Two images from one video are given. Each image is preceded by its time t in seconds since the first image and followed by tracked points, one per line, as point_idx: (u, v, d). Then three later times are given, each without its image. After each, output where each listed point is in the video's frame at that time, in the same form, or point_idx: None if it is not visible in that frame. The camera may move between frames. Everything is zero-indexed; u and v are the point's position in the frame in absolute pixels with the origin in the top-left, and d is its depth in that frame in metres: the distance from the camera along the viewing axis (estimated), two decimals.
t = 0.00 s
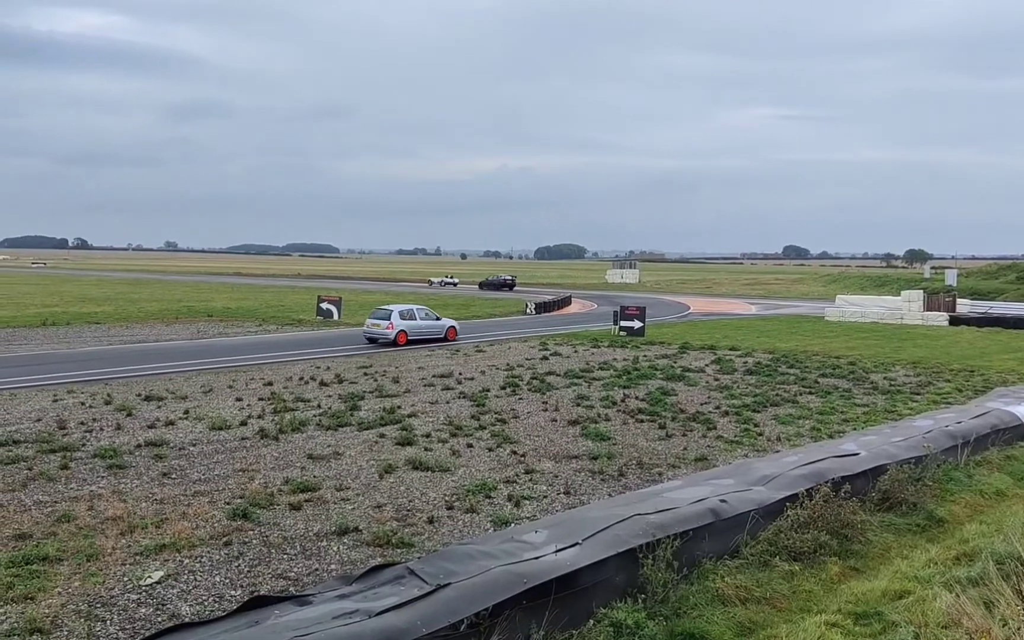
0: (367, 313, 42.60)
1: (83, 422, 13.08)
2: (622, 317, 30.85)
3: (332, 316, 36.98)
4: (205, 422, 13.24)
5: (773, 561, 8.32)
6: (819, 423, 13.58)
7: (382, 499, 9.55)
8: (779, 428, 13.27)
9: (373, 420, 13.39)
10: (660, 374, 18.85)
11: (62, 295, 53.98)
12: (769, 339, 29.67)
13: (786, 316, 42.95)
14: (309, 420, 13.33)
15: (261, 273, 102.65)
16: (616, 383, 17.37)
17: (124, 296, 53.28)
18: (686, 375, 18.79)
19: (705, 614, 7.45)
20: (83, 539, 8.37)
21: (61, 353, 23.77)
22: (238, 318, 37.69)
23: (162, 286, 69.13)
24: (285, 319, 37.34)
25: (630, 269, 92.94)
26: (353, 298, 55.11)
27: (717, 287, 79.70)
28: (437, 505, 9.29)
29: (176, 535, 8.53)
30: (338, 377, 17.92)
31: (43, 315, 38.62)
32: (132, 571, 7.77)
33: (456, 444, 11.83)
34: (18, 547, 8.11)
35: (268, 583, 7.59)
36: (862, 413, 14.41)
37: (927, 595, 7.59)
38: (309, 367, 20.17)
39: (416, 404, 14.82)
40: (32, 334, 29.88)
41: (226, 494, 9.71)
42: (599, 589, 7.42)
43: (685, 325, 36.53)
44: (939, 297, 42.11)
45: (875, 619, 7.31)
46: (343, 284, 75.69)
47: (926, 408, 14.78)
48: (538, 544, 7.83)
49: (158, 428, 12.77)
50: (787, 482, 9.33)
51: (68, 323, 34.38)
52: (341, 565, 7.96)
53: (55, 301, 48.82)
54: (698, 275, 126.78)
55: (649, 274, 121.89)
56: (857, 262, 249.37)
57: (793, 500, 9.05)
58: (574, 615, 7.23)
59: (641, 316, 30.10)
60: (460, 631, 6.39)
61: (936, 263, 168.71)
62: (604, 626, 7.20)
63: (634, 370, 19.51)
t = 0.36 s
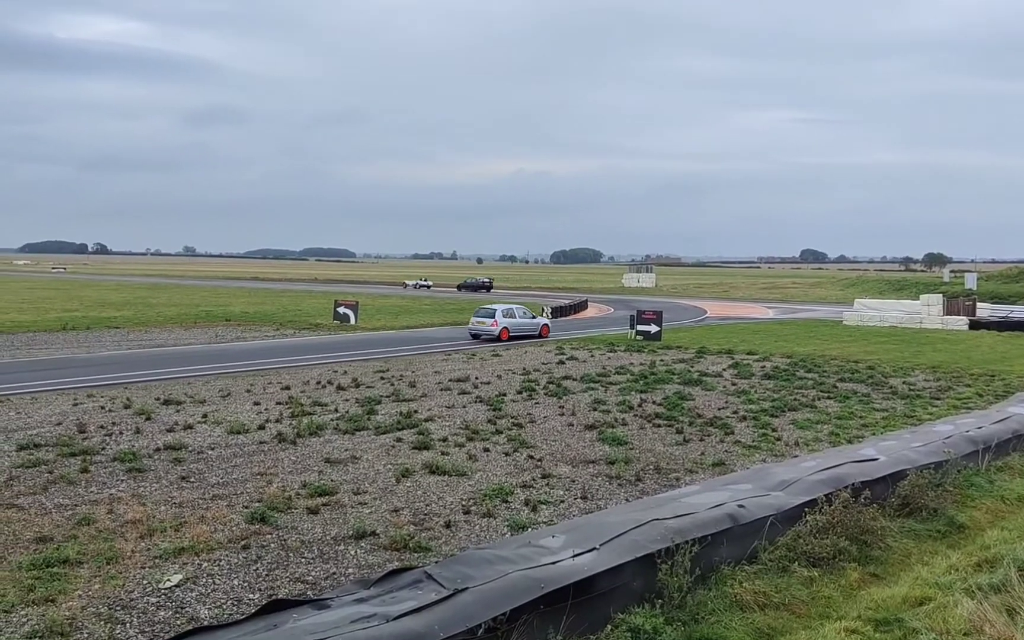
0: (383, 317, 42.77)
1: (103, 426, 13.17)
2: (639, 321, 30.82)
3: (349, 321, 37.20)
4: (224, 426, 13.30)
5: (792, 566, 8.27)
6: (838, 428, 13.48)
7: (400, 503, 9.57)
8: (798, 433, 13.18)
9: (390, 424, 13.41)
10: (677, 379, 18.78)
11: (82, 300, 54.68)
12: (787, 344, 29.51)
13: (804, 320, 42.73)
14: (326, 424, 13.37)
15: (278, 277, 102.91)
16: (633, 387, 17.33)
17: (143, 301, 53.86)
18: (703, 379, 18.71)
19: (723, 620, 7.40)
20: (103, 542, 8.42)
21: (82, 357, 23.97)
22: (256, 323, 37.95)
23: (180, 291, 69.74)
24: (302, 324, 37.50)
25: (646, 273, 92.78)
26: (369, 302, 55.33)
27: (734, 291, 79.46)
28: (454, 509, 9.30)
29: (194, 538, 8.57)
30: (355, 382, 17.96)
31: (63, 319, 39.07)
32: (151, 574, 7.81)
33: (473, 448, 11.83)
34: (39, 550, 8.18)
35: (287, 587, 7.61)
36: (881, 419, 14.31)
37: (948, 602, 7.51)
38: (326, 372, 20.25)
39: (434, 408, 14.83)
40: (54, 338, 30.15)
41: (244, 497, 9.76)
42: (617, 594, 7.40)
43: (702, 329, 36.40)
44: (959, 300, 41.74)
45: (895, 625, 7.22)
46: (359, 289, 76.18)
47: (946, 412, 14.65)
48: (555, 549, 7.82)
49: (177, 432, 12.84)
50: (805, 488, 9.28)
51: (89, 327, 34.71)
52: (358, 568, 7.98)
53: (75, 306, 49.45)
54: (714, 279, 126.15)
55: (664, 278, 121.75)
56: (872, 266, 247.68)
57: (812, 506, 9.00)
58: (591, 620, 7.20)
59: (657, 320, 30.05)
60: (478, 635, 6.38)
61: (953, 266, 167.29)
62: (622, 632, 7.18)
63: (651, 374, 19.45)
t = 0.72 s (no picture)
0: (401, 320, 42.88)
1: (124, 429, 13.28)
2: (657, 325, 30.77)
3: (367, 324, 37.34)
4: (244, 429, 13.35)
5: (813, 572, 8.22)
6: (859, 432, 13.38)
7: (418, 506, 9.59)
8: (818, 437, 13.09)
9: (409, 428, 13.42)
10: (696, 383, 18.71)
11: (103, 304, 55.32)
12: (806, 347, 29.33)
13: (823, 323, 42.46)
14: (345, 428, 13.39)
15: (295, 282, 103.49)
16: (651, 391, 17.27)
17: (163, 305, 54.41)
18: (722, 383, 18.64)
19: (742, 625, 7.35)
20: (124, 544, 8.49)
21: (103, 361, 24.19)
22: (275, 327, 38.20)
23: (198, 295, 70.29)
24: (321, 327, 37.68)
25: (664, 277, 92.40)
26: (386, 306, 55.49)
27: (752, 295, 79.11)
28: (473, 513, 9.30)
29: (215, 541, 8.62)
30: (373, 386, 17.99)
31: (83, 323, 39.45)
32: (172, 576, 7.87)
33: (492, 452, 11.84)
34: (62, 552, 8.25)
35: (306, 590, 7.64)
36: (903, 423, 14.20)
37: (972, 608, 7.44)
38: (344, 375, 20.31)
39: (452, 412, 14.85)
40: (76, 342, 30.46)
41: (264, 500, 9.80)
42: (636, 599, 7.37)
43: (720, 333, 36.26)
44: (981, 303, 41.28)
45: (918, 631, 7.15)
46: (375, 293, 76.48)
47: (969, 417, 14.52)
48: (574, 553, 7.80)
49: (197, 435, 12.90)
50: (825, 492, 9.22)
51: (110, 331, 35.04)
52: (377, 572, 7.99)
53: (96, 310, 49.95)
54: (730, 282, 125.62)
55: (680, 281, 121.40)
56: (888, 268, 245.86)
57: (832, 510, 8.95)
58: (610, 625, 7.18)
59: (675, 324, 29.98)
60: None
61: (971, 268, 165.68)
62: (641, 637, 7.15)
63: (670, 378, 19.38)
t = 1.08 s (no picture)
0: (420, 323, 43.00)
1: (147, 432, 13.38)
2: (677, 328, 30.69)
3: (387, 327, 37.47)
4: (265, 432, 13.42)
5: (835, 576, 8.16)
6: (882, 436, 13.27)
7: (439, 509, 9.62)
8: (840, 441, 13.00)
9: (429, 431, 13.45)
10: (717, 386, 18.62)
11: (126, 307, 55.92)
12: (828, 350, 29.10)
13: (845, 327, 42.12)
14: (366, 431, 13.44)
15: (313, 285, 104.09)
16: (672, 394, 17.21)
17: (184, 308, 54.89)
18: (743, 387, 18.55)
19: (765, 630, 7.30)
20: (147, 546, 8.56)
21: (127, 363, 24.43)
22: (296, 329, 38.45)
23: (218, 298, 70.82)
24: (340, 331, 37.85)
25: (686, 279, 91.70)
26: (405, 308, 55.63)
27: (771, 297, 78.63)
28: (493, 516, 9.31)
29: (236, 543, 8.67)
30: (393, 388, 18.04)
31: (107, 326, 39.87)
32: (195, 577, 7.92)
33: (512, 455, 11.85)
34: (86, 553, 8.33)
35: (327, 592, 7.67)
36: (926, 427, 14.07)
37: (998, 614, 7.36)
38: (365, 378, 20.36)
39: (473, 415, 14.86)
40: (100, 344, 30.78)
41: (285, 503, 9.85)
42: (657, 603, 7.34)
43: (740, 337, 36.05)
44: (1007, 306, 40.79)
45: (943, 637, 7.08)
46: (393, 295, 76.77)
47: (994, 421, 14.36)
48: (595, 556, 7.79)
49: (219, 437, 12.98)
50: (848, 496, 9.16)
51: (133, 334, 35.39)
52: (398, 574, 8.01)
53: (120, 313, 50.49)
54: (748, 284, 124.94)
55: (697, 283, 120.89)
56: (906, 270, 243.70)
57: (855, 515, 8.88)
58: (631, 629, 7.15)
59: (697, 327, 29.86)
60: None
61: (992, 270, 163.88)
62: None
63: (690, 381, 19.32)
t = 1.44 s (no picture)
0: (445, 324, 43.16)
1: (178, 432, 13.53)
2: (705, 329, 30.56)
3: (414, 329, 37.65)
4: (294, 432, 13.52)
5: (867, 580, 8.08)
6: (914, 439, 13.13)
7: (466, 510, 9.64)
8: (871, 444, 12.87)
9: (456, 431, 13.48)
10: (746, 388, 18.52)
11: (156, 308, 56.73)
12: (858, 352, 28.81)
13: (875, 328, 41.67)
14: (393, 431, 13.51)
15: (341, 287, 104.62)
16: (700, 396, 17.13)
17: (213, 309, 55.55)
18: (772, 388, 18.42)
19: (796, 634, 7.24)
20: (179, 545, 8.66)
21: (158, 364, 24.73)
22: (325, 330, 38.77)
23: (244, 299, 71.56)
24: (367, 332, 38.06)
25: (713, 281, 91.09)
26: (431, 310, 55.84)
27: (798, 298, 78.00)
28: (521, 517, 9.32)
29: (266, 542, 8.75)
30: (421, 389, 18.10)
31: (139, 327, 40.49)
32: (225, 577, 7.99)
33: (539, 456, 11.86)
34: (119, 551, 8.45)
35: (356, 592, 7.70)
36: (959, 429, 13.88)
37: None
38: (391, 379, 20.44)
39: (501, 416, 14.89)
40: (131, 345, 31.19)
41: (314, 503, 9.93)
42: (686, 606, 7.30)
43: (769, 338, 35.74)
44: None
45: None
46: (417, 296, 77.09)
47: None
48: (623, 558, 7.77)
49: (249, 438, 13.10)
50: (879, 500, 9.07)
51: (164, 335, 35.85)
52: (426, 575, 8.03)
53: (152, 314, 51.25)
54: (773, 285, 123.96)
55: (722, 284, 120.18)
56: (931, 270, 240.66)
57: (887, 518, 8.79)
58: (660, 631, 7.11)
59: (726, 328, 29.71)
60: None
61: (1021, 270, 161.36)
62: None
63: (719, 383, 19.21)
